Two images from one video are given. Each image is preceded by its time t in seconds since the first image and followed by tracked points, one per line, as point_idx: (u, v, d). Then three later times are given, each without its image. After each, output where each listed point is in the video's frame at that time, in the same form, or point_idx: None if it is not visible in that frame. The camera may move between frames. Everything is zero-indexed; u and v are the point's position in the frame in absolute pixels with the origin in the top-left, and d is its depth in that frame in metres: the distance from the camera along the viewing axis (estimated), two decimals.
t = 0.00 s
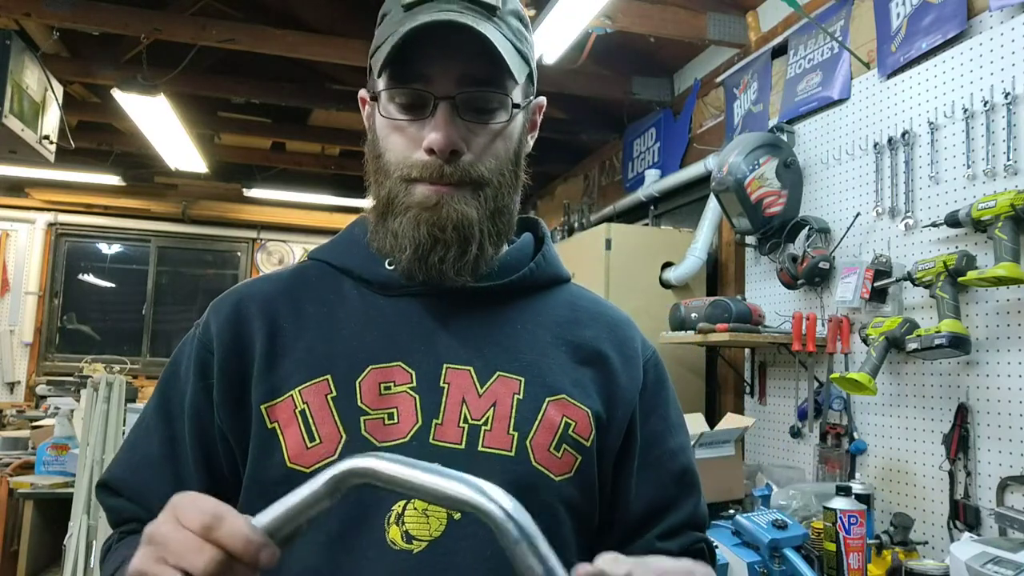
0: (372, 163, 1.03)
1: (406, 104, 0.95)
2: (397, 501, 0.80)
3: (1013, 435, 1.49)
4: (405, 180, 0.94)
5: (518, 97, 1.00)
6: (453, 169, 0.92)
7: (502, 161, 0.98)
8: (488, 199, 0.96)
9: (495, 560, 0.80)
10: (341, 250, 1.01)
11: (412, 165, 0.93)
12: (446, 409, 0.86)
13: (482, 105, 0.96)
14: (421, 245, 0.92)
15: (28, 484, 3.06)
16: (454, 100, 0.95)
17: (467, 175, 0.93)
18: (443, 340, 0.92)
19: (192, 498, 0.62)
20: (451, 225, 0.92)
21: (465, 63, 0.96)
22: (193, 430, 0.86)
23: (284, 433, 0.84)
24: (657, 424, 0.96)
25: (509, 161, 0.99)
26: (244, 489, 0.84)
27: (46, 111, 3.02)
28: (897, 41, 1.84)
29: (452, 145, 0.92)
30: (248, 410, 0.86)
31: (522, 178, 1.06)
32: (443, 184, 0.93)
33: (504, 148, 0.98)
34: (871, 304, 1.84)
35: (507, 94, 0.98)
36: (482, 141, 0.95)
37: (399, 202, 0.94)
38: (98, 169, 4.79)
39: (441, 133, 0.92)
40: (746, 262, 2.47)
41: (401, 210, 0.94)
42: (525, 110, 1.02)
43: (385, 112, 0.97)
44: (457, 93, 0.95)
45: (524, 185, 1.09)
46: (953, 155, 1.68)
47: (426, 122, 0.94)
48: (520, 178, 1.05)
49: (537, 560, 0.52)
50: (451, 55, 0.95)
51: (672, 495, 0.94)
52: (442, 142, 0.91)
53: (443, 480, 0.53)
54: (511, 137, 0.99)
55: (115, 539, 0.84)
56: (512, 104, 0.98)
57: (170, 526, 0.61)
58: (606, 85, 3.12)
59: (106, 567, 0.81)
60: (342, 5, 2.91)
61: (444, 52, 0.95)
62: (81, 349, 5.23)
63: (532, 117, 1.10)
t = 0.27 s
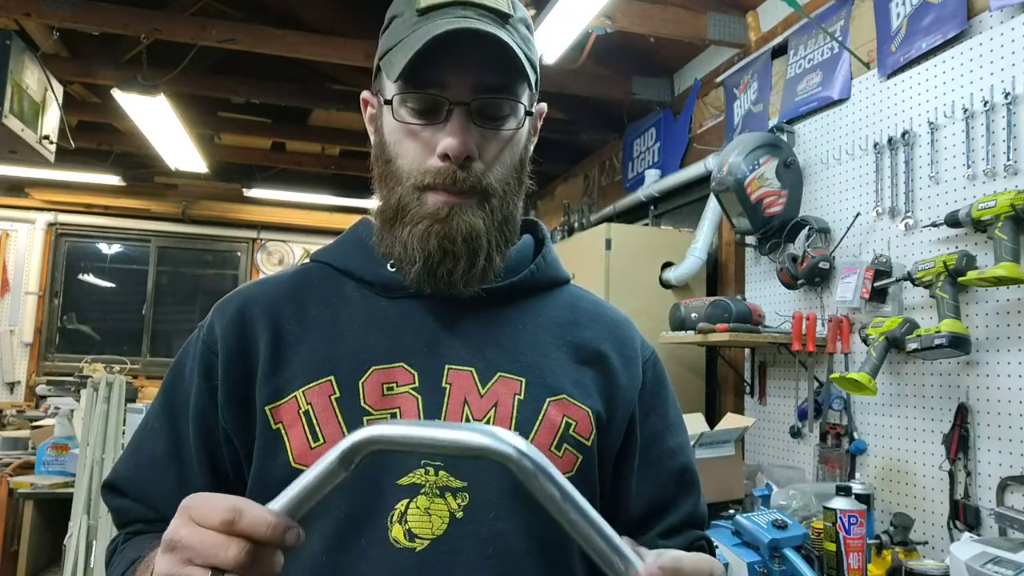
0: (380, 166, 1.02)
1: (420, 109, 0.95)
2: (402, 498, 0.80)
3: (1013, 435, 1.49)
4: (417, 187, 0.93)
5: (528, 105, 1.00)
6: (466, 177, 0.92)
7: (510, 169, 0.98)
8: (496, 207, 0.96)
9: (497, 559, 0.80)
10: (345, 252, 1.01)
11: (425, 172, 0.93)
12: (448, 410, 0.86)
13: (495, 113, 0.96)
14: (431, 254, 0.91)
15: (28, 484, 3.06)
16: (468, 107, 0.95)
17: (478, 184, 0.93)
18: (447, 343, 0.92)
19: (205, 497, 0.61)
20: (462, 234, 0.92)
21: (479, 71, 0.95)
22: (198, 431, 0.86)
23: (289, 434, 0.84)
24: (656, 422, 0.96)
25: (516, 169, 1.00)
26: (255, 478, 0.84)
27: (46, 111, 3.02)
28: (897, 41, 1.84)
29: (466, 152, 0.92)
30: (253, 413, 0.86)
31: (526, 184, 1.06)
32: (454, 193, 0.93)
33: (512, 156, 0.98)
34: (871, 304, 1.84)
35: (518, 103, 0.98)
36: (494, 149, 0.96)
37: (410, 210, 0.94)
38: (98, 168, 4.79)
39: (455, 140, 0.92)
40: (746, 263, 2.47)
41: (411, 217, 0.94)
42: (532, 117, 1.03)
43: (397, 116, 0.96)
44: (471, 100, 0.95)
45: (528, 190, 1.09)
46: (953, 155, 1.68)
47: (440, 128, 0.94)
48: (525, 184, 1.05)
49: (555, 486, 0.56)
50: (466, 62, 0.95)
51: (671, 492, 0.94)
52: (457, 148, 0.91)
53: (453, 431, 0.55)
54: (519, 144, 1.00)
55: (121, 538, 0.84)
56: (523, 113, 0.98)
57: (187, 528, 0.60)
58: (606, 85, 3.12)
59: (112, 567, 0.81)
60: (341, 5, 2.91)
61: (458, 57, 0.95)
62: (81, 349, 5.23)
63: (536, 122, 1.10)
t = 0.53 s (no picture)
0: (383, 168, 1.02)
1: (424, 112, 0.95)
2: (403, 497, 0.80)
3: (1013, 435, 1.49)
4: (420, 192, 0.93)
5: (531, 109, 1.00)
6: (469, 181, 0.92)
7: (512, 173, 0.98)
8: (498, 212, 0.96)
9: (499, 557, 0.80)
10: (347, 253, 1.01)
11: (429, 176, 0.93)
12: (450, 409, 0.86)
13: (498, 117, 0.96)
14: (434, 261, 0.91)
15: (28, 484, 3.06)
16: (471, 110, 0.95)
17: (482, 188, 0.93)
18: (450, 343, 0.91)
19: (196, 499, 0.62)
20: (466, 239, 0.92)
21: (483, 74, 0.95)
22: (202, 430, 0.86)
23: (292, 432, 0.84)
24: (660, 422, 0.96)
25: (518, 172, 1.00)
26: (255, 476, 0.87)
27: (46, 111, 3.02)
28: (897, 41, 1.84)
29: (470, 155, 0.92)
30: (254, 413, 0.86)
31: (528, 188, 1.06)
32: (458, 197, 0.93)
33: (514, 160, 0.98)
34: (871, 304, 1.84)
35: (522, 107, 0.98)
36: (497, 152, 0.96)
37: (413, 215, 0.94)
38: (98, 168, 4.79)
39: (459, 143, 0.92)
40: (746, 263, 2.47)
41: (415, 223, 0.94)
42: (535, 121, 1.02)
43: (401, 119, 0.96)
44: (475, 103, 0.95)
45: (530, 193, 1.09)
46: (952, 155, 1.68)
47: (444, 132, 0.94)
48: (527, 187, 1.05)
49: (544, 466, 0.59)
50: (470, 66, 0.95)
51: (674, 492, 0.94)
52: (461, 151, 0.91)
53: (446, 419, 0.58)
54: (521, 148, 1.00)
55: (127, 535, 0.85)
56: (525, 116, 0.98)
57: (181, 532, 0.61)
58: (606, 85, 3.12)
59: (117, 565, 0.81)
60: (341, 5, 2.91)
61: (462, 61, 0.94)
62: (81, 349, 5.23)
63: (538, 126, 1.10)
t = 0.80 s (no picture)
0: (392, 167, 1.02)
1: (437, 110, 0.95)
2: (404, 494, 0.80)
3: (1013, 435, 1.49)
4: (432, 191, 0.94)
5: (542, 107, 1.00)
6: (480, 179, 0.92)
7: (521, 172, 0.99)
8: (507, 213, 0.96)
9: (501, 554, 0.80)
10: (351, 251, 1.01)
11: (441, 173, 0.93)
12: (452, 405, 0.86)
13: (510, 116, 0.96)
14: (445, 260, 0.91)
15: (28, 484, 3.06)
16: (485, 109, 0.95)
17: (493, 186, 0.93)
18: (453, 340, 0.92)
19: (166, 524, 0.63)
20: (477, 239, 0.93)
21: (497, 73, 0.95)
22: (203, 428, 0.86)
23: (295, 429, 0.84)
24: (662, 420, 0.96)
25: (525, 172, 1.00)
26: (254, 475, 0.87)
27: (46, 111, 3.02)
28: (897, 41, 1.84)
29: (483, 153, 0.92)
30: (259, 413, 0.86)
31: (535, 187, 1.06)
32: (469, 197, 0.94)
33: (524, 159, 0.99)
34: (871, 304, 1.84)
35: (533, 106, 0.98)
36: (508, 152, 0.96)
37: (424, 214, 0.95)
38: (98, 168, 4.79)
39: (472, 140, 0.92)
40: (746, 263, 2.47)
41: (425, 223, 0.94)
42: (544, 121, 1.03)
43: (414, 117, 0.96)
44: (489, 102, 0.95)
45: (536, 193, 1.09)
46: (953, 155, 1.68)
47: (457, 129, 0.94)
48: (534, 187, 1.05)
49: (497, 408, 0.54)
50: (484, 64, 0.94)
51: (677, 491, 0.94)
52: (475, 148, 0.92)
53: (371, 383, 0.53)
54: (530, 148, 1.00)
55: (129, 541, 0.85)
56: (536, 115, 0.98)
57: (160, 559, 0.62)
58: (606, 85, 3.12)
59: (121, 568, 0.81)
60: (341, 5, 2.91)
61: (476, 59, 0.94)
62: (81, 349, 5.23)
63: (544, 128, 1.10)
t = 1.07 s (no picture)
0: (393, 162, 1.02)
1: (440, 104, 0.95)
2: (404, 494, 0.80)
3: (1013, 435, 1.49)
4: (432, 184, 0.94)
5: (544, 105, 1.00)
6: (480, 173, 0.92)
7: (521, 169, 0.99)
8: (507, 209, 0.96)
9: (502, 553, 0.80)
10: (353, 250, 1.01)
11: (441, 167, 0.93)
12: (453, 405, 0.86)
13: (512, 112, 0.97)
14: (444, 254, 0.91)
15: (28, 484, 3.06)
16: (487, 103, 0.95)
17: (494, 181, 0.93)
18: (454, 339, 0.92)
19: None
20: (476, 234, 0.92)
21: (499, 68, 0.95)
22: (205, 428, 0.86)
23: (295, 428, 0.84)
24: (664, 422, 0.96)
25: (526, 169, 1.00)
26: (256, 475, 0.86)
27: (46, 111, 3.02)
28: (897, 41, 1.84)
29: (483, 146, 0.92)
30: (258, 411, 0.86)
31: (536, 186, 1.06)
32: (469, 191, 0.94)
33: (525, 156, 0.99)
34: (871, 304, 1.84)
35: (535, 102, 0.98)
36: (509, 147, 0.96)
37: (423, 208, 0.95)
38: (97, 168, 4.79)
39: (474, 133, 0.92)
40: (746, 263, 2.47)
41: (423, 216, 0.94)
42: (547, 119, 1.03)
43: (417, 110, 0.96)
44: (491, 96, 0.95)
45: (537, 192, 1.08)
46: (952, 155, 1.68)
47: (459, 123, 0.94)
48: (535, 186, 1.05)
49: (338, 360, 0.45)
50: (487, 59, 0.95)
51: (678, 492, 0.94)
52: (476, 142, 0.92)
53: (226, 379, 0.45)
54: (531, 145, 1.00)
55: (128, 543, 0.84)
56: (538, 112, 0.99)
57: None
58: (606, 85, 3.12)
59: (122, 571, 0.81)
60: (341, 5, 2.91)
61: (480, 53, 0.94)
62: (81, 349, 5.23)
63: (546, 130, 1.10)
